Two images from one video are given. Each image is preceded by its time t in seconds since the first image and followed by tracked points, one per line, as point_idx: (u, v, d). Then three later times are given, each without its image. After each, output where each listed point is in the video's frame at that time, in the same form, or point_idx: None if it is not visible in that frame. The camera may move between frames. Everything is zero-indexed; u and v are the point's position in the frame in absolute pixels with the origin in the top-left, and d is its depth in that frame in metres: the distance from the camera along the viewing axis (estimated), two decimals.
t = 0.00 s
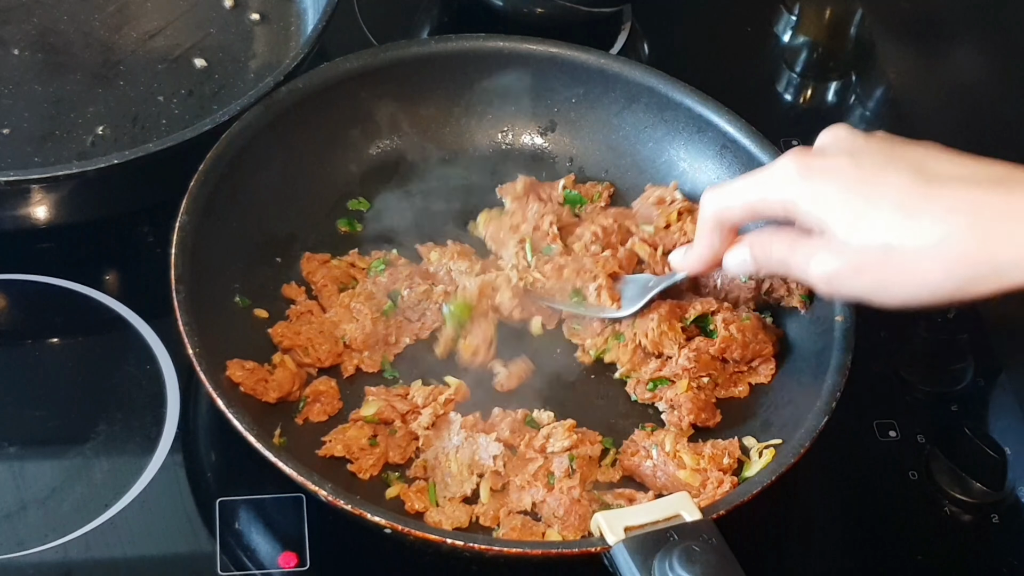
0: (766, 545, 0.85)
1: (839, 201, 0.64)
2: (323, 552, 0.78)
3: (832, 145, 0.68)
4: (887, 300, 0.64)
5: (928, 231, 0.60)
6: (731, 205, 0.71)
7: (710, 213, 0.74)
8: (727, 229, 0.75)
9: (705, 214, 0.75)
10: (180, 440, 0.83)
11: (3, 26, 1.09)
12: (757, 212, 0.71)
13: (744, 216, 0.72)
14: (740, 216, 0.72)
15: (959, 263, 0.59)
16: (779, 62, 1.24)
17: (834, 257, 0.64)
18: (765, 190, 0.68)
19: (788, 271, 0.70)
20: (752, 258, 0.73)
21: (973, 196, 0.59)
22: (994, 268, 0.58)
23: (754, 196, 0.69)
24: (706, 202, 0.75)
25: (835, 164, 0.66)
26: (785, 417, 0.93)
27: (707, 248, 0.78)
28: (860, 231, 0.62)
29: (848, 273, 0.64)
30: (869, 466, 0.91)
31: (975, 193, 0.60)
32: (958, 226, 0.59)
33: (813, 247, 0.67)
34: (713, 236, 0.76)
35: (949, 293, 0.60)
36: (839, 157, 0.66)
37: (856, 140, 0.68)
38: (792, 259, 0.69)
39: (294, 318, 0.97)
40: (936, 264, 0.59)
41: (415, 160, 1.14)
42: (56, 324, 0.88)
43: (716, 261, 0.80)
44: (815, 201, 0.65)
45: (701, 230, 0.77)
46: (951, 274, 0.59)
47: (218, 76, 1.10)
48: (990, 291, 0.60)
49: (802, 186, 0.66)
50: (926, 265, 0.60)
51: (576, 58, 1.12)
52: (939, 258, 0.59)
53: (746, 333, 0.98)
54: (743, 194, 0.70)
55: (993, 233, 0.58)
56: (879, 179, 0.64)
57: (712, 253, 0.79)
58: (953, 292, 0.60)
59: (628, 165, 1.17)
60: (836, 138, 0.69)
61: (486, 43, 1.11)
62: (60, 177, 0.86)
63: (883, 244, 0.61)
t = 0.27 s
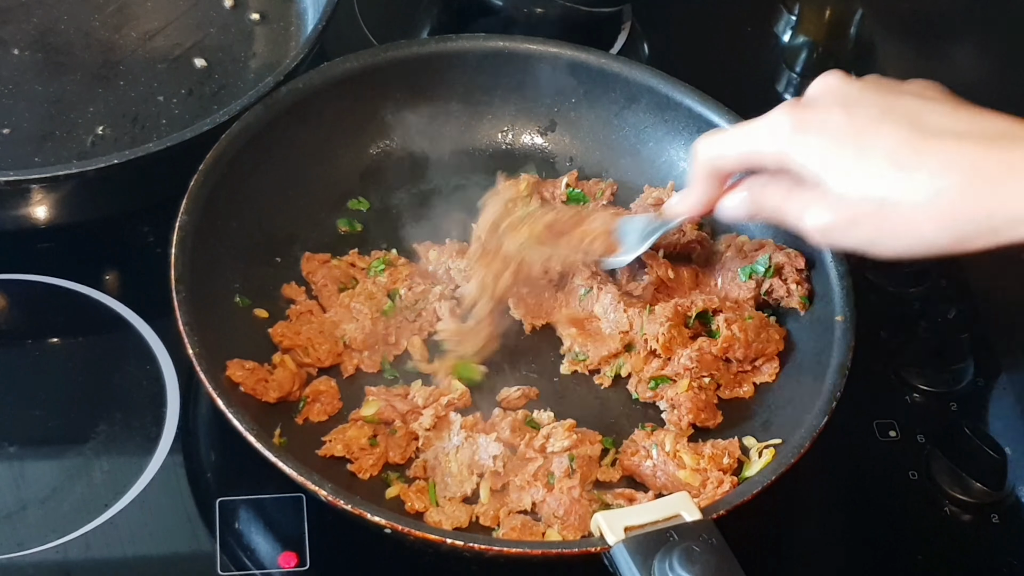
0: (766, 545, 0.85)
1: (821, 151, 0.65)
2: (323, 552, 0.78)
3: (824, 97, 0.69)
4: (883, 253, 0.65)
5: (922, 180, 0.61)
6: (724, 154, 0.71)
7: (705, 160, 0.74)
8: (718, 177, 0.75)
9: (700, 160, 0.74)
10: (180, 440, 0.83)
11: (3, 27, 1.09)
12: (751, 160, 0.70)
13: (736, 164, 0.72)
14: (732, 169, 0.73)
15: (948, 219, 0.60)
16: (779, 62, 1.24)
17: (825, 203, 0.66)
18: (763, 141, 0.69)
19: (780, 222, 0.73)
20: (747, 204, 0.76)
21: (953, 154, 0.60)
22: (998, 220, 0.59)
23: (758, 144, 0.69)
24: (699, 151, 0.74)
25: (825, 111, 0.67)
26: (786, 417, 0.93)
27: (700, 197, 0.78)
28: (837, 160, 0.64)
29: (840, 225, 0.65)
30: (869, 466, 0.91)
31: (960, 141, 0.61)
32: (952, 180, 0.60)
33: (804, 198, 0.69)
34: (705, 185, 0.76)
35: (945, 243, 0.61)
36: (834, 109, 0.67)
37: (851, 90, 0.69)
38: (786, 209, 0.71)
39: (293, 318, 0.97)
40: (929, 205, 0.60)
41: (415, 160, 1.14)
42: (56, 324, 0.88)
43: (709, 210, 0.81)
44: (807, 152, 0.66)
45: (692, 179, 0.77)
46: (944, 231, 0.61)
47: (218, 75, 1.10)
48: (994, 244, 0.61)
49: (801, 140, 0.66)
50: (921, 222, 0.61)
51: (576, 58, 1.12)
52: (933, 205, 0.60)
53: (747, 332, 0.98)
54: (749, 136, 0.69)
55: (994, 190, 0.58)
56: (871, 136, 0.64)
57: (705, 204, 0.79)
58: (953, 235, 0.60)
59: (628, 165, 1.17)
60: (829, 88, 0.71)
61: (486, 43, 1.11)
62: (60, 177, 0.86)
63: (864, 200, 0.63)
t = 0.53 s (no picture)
0: (765, 545, 0.85)
1: (790, 148, 0.70)
2: (323, 552, 0.78)
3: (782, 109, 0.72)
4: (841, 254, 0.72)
5: (890, 180, 0.67)
6: (687, 189, 0.76)
7: (666, 203, 0.79)
8: (682, 219, 0.79)
9: (665, 204, 0.79)
10: (180, 440, 0.83)
11: (3, 27, 1.09)
12: (714, 188, 0.76)
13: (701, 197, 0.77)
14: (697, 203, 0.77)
15: (920, 206, 0.66)
16: (779, 62, 1.24)
17: (789, 206, 0.72)
18: (722, 164, 0.74)
19: (749, 247, 0.76)
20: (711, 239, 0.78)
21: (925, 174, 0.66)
22: (950, 209, 0.65)
23: (677, 191, 0.77)
24: (663, 195, 0.80)
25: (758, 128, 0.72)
26: (786, 418, 0.93)
27: (665, 239, 0.82)
28: (808, 165, 0.69)
29: (803, 233, 0.72)
30: (869, 466, 0.91)
31: (927, 132, 0.66)
32: (907, 179, 0.66)
33: (767, 215, 0.74)
34: (672, 226, 0.81)
35: (911, 230, 0.68)
36: (789, 122, 0.71)
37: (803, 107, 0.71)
38: (750, 233, 0.75)
39: (293, 318, 0.97)
40: (893, 205, 0.67)
41: (415, 160, 1.14)
42: (56, 324, 0.88)
43: (673, 262, 0.86)
44: (767, 162, 0.71)
45: (659, 223, 0.81)
46: (907, 215, 0.67)
47: (218, 75, 1.10)
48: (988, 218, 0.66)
49: (756, 156, 0.71)
50: (888, 209, 0.67)
51: (576, 58, 1.11)
52: (894, 210, 0.67)
53: (751, 337, 0.97)
54: (676, 189, 0.78)
55: (942, 177, 0.65)
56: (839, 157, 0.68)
57: (669, 250, 0.84)
58: (916, 229, 0.67)
59: (628, 165, 1.17)
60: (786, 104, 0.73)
61: (486, 43, 1.11)
62: (60, 176, 0.86)
63: (825, 217, 0.70)
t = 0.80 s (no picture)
0: (765, 545, 0.85)
1: (732, 152, 0.68)
2: (323, 552, 0.78)
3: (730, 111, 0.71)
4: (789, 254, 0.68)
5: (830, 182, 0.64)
6: (637, 173, 0.73)
7: (620, 183, 0.76)
8: (640, 195, 0.77)
9: (619, 184, 0.76)
10: (180, 440, 0.83)
11: (3, 27, 1.09)
12: (666, 178, 0.73)
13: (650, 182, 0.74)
14: (652, 184, 0.74)
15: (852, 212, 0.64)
16: (779, 62, 1.24)
17: (722, 205, 0.69)
18: (671, 155, 0.71)
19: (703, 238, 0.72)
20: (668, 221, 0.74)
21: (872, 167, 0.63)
22: (891, 204, 0.63)
23: (625, 172, 0.74)
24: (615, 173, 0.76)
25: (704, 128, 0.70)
26: (786, 418, 0.93)
27: (626, 215, 0.79)
28: (750, 170, 0.67)
29: (751, 236, 0.68)
30: (869, 466, 0.91)
31: (848, 139, 0.65)
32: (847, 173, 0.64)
33: (714, 213, 0.70)
34: (630, 204, 0.78)
35: (844, 237, 0.65)
36: (735, 125, 0.69)
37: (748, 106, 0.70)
38: (702, 227, 0.71)
39: (292, 318, 0.97)
40: (829, 209, 0.65)
41: (416, 160, 1.14)
42: (56, 323, 0.88)
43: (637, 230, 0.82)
44: (716, 164, 0.69)
45: (616, 198, 0.78)
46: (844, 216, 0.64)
47: (218, 75, 1.10)
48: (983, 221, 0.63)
49: (710, 150, 0.69)
50: (822, 211, 0.65)
51: (576, 58, 1.11)
52: (832, 210, 0.64)
53: (751, 336, 0.97)
54: (626, 172, 0.75)
55: (874, 177, 0.63)
56: (788, 163, 0.66)
57: (633, 220, 0.80)
58: (851, 232, 0.65)
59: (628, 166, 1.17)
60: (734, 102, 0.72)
61: (486, 43, 1.11)
62: (60, 177, 0.86)
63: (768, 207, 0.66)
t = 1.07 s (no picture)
0: (766, 546, 0.85)
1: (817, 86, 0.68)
2: (323, 552, 0.78)
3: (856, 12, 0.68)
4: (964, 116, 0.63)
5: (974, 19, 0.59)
6: (777, 100, 0.72)
7: (754, 121, 0.76)
8: (780, 129, 0.76)
9: (751, 122, 0.76)
10: (180, 440, 0.83)
11: (3, 27, 1.09)
12: (806, 99, 0.71)
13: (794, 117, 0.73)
14: (789, 114, 0.73)
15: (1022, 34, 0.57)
16: (778, 62, 1.24)
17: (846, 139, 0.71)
18: (811, 68, 0.68)
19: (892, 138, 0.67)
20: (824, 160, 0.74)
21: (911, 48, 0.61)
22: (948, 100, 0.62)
23: (761, 113, 0.74)
24: (747, 115, 0.76)
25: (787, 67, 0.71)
26: (786, 418, 0.94)
27: (769, 161, 0.78)
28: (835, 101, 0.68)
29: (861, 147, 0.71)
30: (869, 466, 0.91)
31: None
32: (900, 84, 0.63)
33: (884, 100, 0.66)
34: (766, 145, 0.77)
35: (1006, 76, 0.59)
36: (872, 12, 0.65)
37: None
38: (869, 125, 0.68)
39: (292, 320, 0.97)
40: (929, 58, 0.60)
41: (416, 161, 1.15)
42: (56, 323, 0.88)
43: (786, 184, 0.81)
44: (858, 52, 0.64)
45: (753, 140, 0.78)
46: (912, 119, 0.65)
47: (218, 75, 1.10)
48: None
49: (849, 54, 0.65)
50: (978, 78, 0.60)
51: (576, 58, 1.11)
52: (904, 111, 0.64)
53: (751, 338, 0.97)
54: (758, 109, 0.74)
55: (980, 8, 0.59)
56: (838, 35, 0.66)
57: (779, 173, 0.79)
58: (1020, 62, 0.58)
59: (628, 166, 1.17)
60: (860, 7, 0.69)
61: (486, 43, 1.11)
62: (60, 176, 0.86)
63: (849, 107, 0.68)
